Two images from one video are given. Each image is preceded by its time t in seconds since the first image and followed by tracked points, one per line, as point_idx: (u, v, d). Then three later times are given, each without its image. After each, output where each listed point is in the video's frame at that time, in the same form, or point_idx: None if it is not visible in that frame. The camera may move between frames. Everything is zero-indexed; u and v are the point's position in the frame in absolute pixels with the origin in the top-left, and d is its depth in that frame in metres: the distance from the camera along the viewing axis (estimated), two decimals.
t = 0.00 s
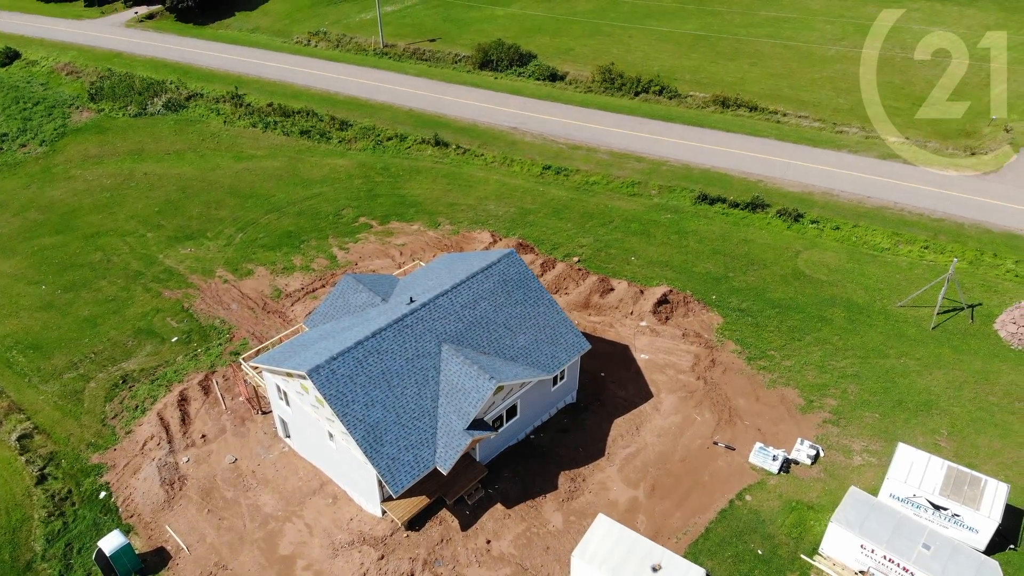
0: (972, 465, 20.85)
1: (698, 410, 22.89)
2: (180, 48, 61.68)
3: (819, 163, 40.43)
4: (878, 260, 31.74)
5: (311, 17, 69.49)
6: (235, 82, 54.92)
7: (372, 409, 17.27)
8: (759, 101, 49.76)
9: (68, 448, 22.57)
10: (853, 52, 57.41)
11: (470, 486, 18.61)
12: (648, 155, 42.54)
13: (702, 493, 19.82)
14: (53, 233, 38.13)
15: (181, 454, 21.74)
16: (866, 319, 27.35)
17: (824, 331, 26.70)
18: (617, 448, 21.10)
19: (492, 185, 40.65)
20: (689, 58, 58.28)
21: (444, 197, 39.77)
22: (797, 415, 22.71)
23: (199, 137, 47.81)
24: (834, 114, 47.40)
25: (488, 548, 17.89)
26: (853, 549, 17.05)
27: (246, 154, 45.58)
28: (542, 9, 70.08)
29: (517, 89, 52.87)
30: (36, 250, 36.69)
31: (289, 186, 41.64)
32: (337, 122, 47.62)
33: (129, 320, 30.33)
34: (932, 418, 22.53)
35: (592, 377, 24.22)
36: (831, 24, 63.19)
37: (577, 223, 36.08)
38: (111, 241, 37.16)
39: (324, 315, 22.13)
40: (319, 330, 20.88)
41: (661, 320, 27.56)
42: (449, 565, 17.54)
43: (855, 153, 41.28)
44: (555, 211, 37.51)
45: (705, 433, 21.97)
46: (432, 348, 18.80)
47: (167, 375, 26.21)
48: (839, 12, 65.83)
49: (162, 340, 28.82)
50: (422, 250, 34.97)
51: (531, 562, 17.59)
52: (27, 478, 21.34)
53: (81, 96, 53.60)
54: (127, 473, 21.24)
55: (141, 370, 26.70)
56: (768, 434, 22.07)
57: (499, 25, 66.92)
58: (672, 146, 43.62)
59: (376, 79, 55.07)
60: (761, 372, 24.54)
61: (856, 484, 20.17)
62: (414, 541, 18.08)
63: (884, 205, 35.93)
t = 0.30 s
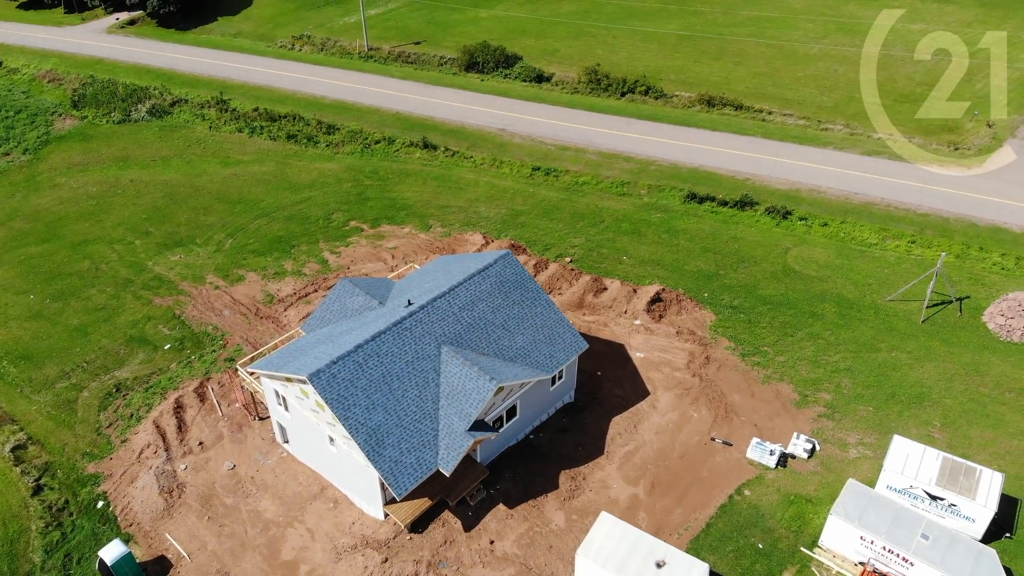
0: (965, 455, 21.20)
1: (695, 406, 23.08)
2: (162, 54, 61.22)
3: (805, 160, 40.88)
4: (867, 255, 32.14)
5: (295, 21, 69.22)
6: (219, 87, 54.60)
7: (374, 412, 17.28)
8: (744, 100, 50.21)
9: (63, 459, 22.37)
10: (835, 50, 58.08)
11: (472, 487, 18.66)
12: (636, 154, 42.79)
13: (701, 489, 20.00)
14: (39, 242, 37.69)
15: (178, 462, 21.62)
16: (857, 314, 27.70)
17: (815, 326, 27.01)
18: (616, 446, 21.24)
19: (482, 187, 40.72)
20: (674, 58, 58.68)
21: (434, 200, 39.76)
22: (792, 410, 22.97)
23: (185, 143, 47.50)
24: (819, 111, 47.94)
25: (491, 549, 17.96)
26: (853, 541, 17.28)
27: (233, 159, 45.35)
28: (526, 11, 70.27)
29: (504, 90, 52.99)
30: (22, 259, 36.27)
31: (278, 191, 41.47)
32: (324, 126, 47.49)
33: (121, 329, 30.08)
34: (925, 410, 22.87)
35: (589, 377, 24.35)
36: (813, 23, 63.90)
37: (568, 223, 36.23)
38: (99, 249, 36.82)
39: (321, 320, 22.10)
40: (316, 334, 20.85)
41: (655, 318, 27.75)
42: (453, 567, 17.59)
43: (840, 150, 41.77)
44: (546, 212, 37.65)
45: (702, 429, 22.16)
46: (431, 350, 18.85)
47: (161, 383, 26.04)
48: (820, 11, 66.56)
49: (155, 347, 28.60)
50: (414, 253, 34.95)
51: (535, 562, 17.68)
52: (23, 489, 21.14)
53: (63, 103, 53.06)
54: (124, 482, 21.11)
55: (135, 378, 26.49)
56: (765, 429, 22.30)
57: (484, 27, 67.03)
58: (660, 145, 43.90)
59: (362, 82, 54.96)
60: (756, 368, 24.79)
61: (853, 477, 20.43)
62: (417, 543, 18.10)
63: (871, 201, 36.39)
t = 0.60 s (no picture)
0: (959, 445, 21.54)
1: (692, 402, 23.27)
2: (146, 59, 60.78)
3: (792, 157, 41.29)
4: (856, 250, 32.51)
5: (279, 25, 68.93)
6: (205, 92, 54.28)
7: (376, 414, 17.30)
8: (730, 98, 50.62)
9: (60, 468, 22.20)
10: (819, 47, 58.71)
11: (474, 487, 18.72)
12: (625, 154, 43.03)
13: (701, 485, 20.18)
14: (27, 251, 37.29)
15: (176, 468, 21.53)
16: (848, 308, 28.02)
17: (808, 321, 27.30)
18: (615, 444, 21.39)
19: (472, 188, 40.77)
20: (659, 58, 59.04)
21: (425, 202, 39.77)
22: (788, 404, 23.22)
23: (171, 149, 47.19)
24: (804, 109, 48.43)
25: (495, 548, 18.04)
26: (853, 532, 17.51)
27: (221, 164, 45.14)
28: (511, 12, 70.42)
29: (492, 92, 53.08)
30: (10, 268, 35.86)
31: (267, 195, 41.32)
32: (311, 130, 47.36)
33: (113, 336, 29.84)
34: (918, 402, 23.20)
35: (586, 375, 24.48)
36: (796, 21, 64.53)
37: (560, 224, 36.37)
38: (88, 256, 36.49)
39: (318, 323, 22.08)
40: (314, 338, 20.84)
41: (649, 316, 27.94)
42: (458, 567, 17.65)
43: (827, 147, 42.23)
44: (537, 212, 37.78)
45: (700, 425, 22.36)
46: (431, 352, 18.91)
47: (156, 390, 25.88)
48: (803, 9, 67.20)
49: (148, 354, 28.40)
50: (407, 255, 34.93)
51: (539, 560, 17.77)
52: (19, 499, 20.96)
53: (47, 110, 52.54)
54: (122, 490, 21.00)
55: (129, 386, 26.30)
56: (761, 424, 22.53)
57: (470, 29, 67.11)
58: (648, 145, 44.17)
59: (349, 85, 54.86)
60: (750, 364, 25.03)
61: (850, 469, 20.69)
62: (421, 544, 18.14)
63: (858, 197, 36.83)
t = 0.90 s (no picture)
0: (953, 437, 21.87)
1: (689, 400, 23.46)
2: (129, 65, 60.36)
3: (780, 155, 41.70)
4: (845, 246, 32.88)
5: (263, 30, 68.69)
6: (191, 97, 53.97)
7: (378, 417, 17.34)
8: (717, 98, 51.02)
9: (56, 477, 22.05)
10: (804, 46, 59.32)
11: (477, 488, 18.79)
12: (615, 154, 43.26)
13: (701, 481, 20.36)
14: (15, 260, 36.88)
15: (175, 476, 21.44)
16: (839, 304, 28.36)
17: (800, 317, 27.60)
18: (615, 442, 21.53)
19: (464, 191, 40.82)
20: (645, 58, 59.42)
21: (417, 204, 39.76)
22: (783, 400, 23.47)
23: (159, 155, 46.90)
24: (790, 107, 48.92)
25: (499, 548, 18.12)
26: (852, 525, 17.77)
27: (209, 170, 44.93)
28: (496, 14, 70.56)
29: (480, 94, 53.18)
30: None
31: (257, 200, 41.18)
32: (300, 134, 47.24)
33: (105, 344, 29.62)
34: (911, 395, 23.54)
35: (584, 374, 24.62)
36: (779, 21, 65.19)
37: (552, 225, 36.51)
38: (77, 264, 36.16)
39: (316, 327, 22.08)
40: (313, 342, 20.85)
41: (644, 315, 28.13)
42: (462, 567, 17.72)
43: (814, 145, 42.67)
44: (529, 213, 37.91)
45: (697, 422, 22.55)
46: (431, 354, 18.99)
47: (152, 397, 25.73)
48: (786, 9, 67.86)
49: (142, 362, 28.19)
50: (400, 258, 34.91)
51: (543, 559, 17.88)
52: (16, 509, 20.81)
53: (31, 118, 52.04)
54: (121, 498, 20.89)
55: (124, 394, 26.11)
56: (758, 419, 22.76)
57: (456, 31, 67.17)
58: (637, 145, 44.45)
59: (336, 89, 54.77)
60: (745, 360, 25.28)
61: (846, 462, 20.96)
62: (425, 546, 18.18)
63: (846, 194, 37.26)
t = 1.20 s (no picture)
0: (946, 429, 22.20)
1: (687, 397, 23.66)
2: (114, 72, 59.91)
3: (768, 154, 42.08)
4: (835, 243, 33.24)
5: (248, 34, 68.43)
6: (178, 103, 53.68)
7: (381, 419, 17.38)
8: (704, 97, 51.40)
9: (54, 487, 21.89)
10: (788, 46, 59.90)
11: (479, 489, 18.85)
12: (605, 155, 43.47)
13: (701, 477, 20.55)
14: (3, 268, 36.44)
15: (175, 483, 21.36)
16: (831, 300, 28.68)
17: (793, 314, 27.89)
18: (615, 440, 21.68)
19: (455, 193, 40.87)
20: (632, 59, 59.76)
21: (409, 207, 39.78)
22: (779, 395, 23.72)
23: (146, 161, 46.60)
24: (776, 106, 49.36)
25: (503, 548, 18.21)
26: (852, 517, 18.02)
27: (198, 175, 44.70)
28: (482, 17, 70.69)
29: (468, 96, 53.25)
30: None
31: (247, 205, 41.03)
32: (289, 139, 47.09)
33: (98, 352, 29.38)
34: (905, 389, 23.87)
35: (581, 374, 24.75)
36: (763, 21, 65.79)
37: (544, 225, 36.64)
38: (66, 272, 35.80)
39: (314, 331, 22.08)
40: (312, 346, 20.86)
41: (639, 314, 28.30)
42: (467, 568, 17.80)
43: (801, 143, 43.11)
44: (521, 215, 38.02)
45: (695, 419, 22.74)
46: (432, 355, 19.07)
47: (148, 405, 25.58)
48: (770, 9, 68.48)
49: (136, 369, 27.99)
50: (393, 260, 34.91)
51: (547, 558, 17.99)
52: (14, 520, 20.66)
53: (14, 125, 51.50)
54: (121, 507, 20.78)
55: (119, 402, 25.94)
56: (755, 415, 23.00)
57: (442, 34, 67.22)
58: (627, 145, 44.70)
59: (324, 93, 54.65)
60: (741, 357, 25.52)
61: (843, 456, 21.22)
62: (429, 548, 18.24)
63: (834, 191, 37.67)
